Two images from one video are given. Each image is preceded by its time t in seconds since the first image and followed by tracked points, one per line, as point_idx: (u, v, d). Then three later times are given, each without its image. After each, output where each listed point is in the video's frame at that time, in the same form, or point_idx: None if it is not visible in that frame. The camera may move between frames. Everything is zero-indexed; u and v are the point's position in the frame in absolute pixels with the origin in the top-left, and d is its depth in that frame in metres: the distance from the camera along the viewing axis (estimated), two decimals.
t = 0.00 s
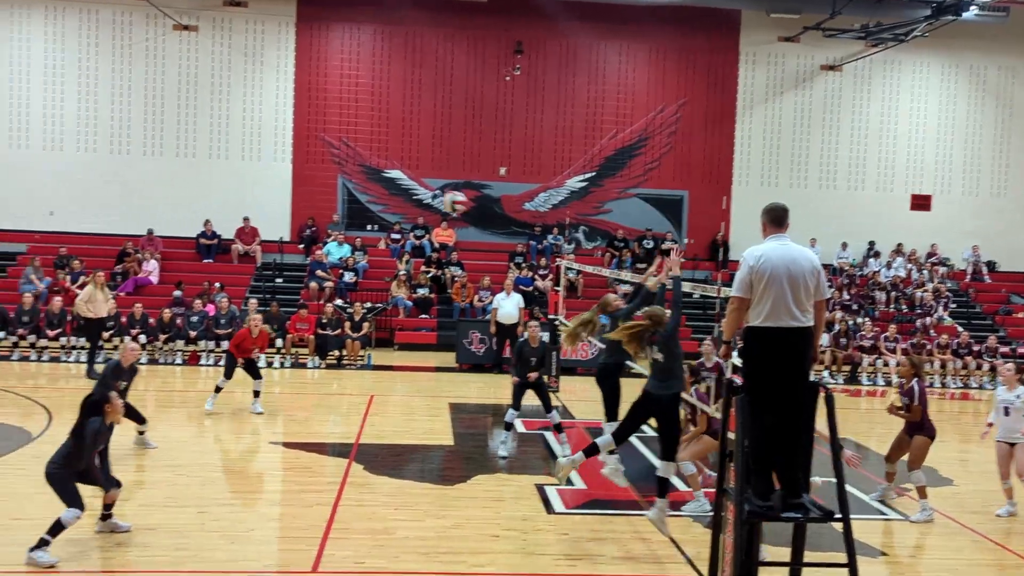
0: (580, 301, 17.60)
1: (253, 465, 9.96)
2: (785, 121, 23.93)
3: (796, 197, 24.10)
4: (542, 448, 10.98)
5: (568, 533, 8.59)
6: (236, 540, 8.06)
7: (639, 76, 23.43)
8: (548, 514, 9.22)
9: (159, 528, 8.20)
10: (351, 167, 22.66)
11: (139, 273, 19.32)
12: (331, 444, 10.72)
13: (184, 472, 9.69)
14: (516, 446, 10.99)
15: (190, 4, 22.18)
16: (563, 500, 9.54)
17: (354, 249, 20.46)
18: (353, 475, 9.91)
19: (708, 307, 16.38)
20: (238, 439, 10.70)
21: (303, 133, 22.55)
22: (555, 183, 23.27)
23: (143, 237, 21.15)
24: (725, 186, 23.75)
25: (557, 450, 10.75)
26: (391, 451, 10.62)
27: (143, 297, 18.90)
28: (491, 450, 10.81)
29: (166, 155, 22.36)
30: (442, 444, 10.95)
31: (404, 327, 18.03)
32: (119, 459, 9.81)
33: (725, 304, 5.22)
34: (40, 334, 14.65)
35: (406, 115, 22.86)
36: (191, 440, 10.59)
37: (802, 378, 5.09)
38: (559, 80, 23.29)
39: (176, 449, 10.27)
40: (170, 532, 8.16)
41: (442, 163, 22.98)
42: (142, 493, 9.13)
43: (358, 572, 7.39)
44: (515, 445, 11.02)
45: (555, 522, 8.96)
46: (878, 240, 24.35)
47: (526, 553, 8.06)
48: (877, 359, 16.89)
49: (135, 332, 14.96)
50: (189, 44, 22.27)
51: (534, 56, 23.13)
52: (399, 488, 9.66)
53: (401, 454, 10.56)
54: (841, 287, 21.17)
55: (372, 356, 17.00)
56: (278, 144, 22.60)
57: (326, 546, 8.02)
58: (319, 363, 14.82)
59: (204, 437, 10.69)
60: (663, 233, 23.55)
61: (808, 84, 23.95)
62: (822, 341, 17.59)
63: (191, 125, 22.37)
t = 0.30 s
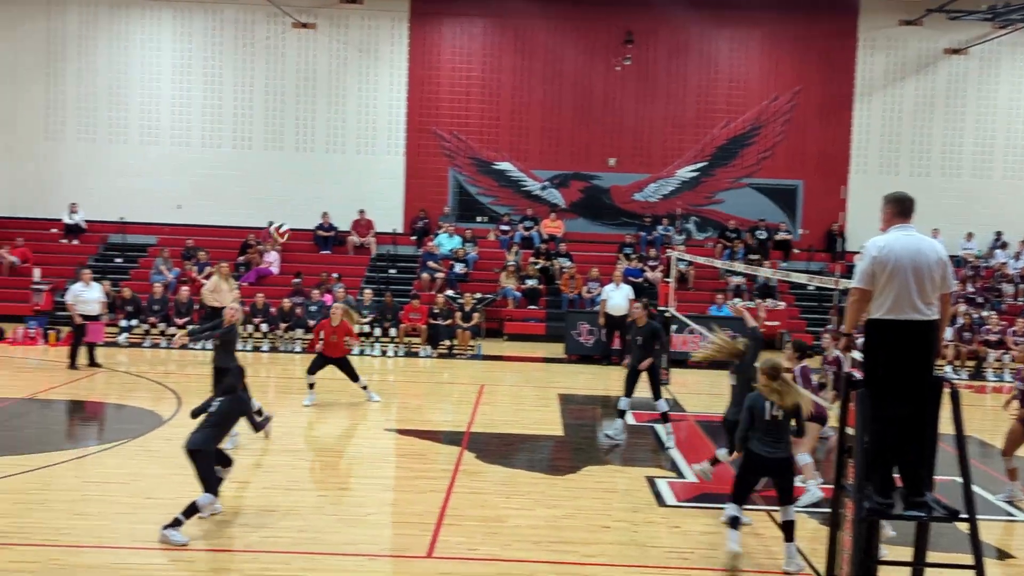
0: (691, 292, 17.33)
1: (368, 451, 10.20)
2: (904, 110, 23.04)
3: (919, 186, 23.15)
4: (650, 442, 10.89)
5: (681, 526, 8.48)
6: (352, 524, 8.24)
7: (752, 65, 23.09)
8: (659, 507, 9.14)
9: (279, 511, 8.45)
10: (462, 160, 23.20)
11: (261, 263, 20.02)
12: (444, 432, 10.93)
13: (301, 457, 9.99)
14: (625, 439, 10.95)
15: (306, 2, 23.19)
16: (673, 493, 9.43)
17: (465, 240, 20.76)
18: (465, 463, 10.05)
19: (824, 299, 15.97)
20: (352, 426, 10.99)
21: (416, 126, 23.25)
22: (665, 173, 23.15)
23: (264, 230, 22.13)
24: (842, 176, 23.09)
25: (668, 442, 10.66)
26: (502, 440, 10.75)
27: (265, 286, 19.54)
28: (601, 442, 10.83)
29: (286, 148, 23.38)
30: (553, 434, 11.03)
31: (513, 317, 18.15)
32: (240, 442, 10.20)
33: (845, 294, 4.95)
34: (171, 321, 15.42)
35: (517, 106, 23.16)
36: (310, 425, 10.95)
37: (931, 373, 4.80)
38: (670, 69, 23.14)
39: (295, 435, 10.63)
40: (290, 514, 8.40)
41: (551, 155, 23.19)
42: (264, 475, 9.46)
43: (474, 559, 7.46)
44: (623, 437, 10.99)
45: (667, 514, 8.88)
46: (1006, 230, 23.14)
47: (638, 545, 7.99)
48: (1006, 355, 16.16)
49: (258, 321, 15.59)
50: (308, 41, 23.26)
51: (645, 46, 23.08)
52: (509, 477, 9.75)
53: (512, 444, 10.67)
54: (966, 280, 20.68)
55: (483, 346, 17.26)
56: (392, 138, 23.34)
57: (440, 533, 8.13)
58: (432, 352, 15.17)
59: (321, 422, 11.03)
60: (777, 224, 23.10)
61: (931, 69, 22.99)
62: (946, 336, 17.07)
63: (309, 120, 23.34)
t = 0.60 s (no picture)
0: (800, 289, 16.92)
1: (473, 445, 10.33)
2: None
3: None
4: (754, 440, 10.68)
5: (790, 526, 8.30)
6: (460, 516, 8.32)
7: (864, 54, 22.43)
8: (766, 505, 8.99)
9: (387, 501, 8.59)
10: (565, 156, 23.29)
11: (369, 259, 20.45)
12: (547, 427, 10.99)
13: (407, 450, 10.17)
14: (730, 438, 10.79)
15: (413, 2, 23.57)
16: (782, 492, 9.23)
17: (568, 236, 20.76)
18: (570, 458, 10.07)
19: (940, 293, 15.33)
20: (456, 420, 11.13)
21: (520, 123, 23.41)
22: (773, 167, 22.74)
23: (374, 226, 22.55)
24: (960, 166, 22.21)
25: (776, 440, 10.51)
26: (606, 436, 10.75)
27: (373, 282, 20.07)
28: (707, 439, 10.74)
29: (391, 147, 23.90)
30: (658, 431, 10.98)
31: (616, 313, 18.27)
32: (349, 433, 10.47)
33: (965, 291, 4.40)
34: (286, 316, 15.89)
35: (621, 100, 23.12)
36: (416, 418, 11.16)
37: None
38: (777, 60, 22.68)
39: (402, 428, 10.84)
40: (398, 505, 8.53)
41: (655, 149, 23.07)
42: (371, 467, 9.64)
43: (584, 553, 7.44)
44: (728, 435, 10.84)
45: (775, 513, 8.71)
46: None
47: (746, 543, 7.85)
48: None
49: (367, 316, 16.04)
50: (414, 40, 23.61)
51: (752, 37, 22.69)
52: (613, 472, 9.73)
53: (616, 440, 10.66)
54: None
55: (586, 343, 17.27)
56: (496, 137, 23.58)
57: (545, 527, 8.15)
58: (535, 347, 15.30)
59: (427, 415, 11.23)
60: (890, 218, 22.41)
61: None
62: None
63: (415, 120, 23.77)
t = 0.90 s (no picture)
0: (836, 299, 16.78)
1: (507, 455, 10.33)
2: None
3: None
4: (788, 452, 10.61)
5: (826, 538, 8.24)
6: (494, 527, 8.32)
7: (900, 62, 22.27)
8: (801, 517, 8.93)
9: (421, 511, 8.61)
10: (598, 165, 23.32)
11: (403, 269, 20.61)
12: (581, 438, 10.97)
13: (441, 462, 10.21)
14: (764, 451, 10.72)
15: (447, 14, 23.69)
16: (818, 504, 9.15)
17: (601, 246, 20.84)
18: (604, 469, 10.04)
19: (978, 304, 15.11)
20: (490, 430, 11.15)
21: (553, 133, 23.48)
22: (808, 176, 22.65)
23: (408, 237, 22.65)
24: (999, 175, 21.98)
25: (810, 450, 10.45)
26: (640, 447, 10.73)
27: (406, 292, 20.17)
28: (742, 450, 10.69)
29: (425, 158, 24.03)
30: (692, 441, 10.95)
31: (650, 323, 18.23)
32: (382, 444, 10.50)
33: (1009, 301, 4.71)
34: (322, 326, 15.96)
35: (654, 110, 23.11)
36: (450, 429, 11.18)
37: None
38: (813, 69, 22.59)
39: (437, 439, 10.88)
40: (432, 515, 8.55)
41: (689, 159, 23.02)
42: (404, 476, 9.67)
43: (620, 566, 7.40)
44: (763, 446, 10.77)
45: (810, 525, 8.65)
46: None
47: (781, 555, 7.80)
48: None
49: (401, 326, 16.11)
50: (448, 52, 23.76)
51: (786, 45, 22.60)
52: (647, 483, 9.69)
53: (650, 450, 10.64)
54: None
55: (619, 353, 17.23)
56: (529, 147, 23.63)
57: (579, 538, 8.14)
58: (568, 357, 15.31)
59: (460, 424, 11.26)
60: (926, 228, 22.26)
61: None
62: None
63: (449, 130, 23.88)
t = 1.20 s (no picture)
0: (822, 317, 16.82)
1: (495, 476, 10.29)
2: None
3: None
4: (776, 470, 10.64)
5: (813, 558, 8.24)
6: (481, 548, 8.26)
7: (882, 82, 22.49)
8: (789, 536, 8.94)
9: (407, 532, 8.55)
10: (585, 185, 23.38)
11: (390, 288, 20.55)
12: (568, 458, 10.94)
13: (428, 483, 10.15)
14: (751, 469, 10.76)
15: (434, 34, 23.78)
16: (806, 524, 9.20)
17: (588, 265, 20.84)
18: (592, 489, 10.00)
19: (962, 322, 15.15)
20: (476, 451, 11.10)
21: (540, 152, 23.56)
22: (793, 195, 22.77)
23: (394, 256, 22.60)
24: (983, 195, 22.14)
25: (796, 469, 10.51)
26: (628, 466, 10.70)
27: (393, 311, 20.10)
28: (730, 469, 10.68)
29: (412, 178, 24.03)
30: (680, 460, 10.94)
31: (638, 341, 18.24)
32: (368, 465, 10.42)
33: (989, 320, 5.21)
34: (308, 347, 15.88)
35: (640, 130, 23.24)
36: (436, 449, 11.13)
37: None
38: (797, 88, 22.79)
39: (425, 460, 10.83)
40: (418, 536, 8.49)
41: (675, 179, 23.14)
42: (391, 496, 9.60)
43: None
44: (751, 465, 10.78)
45: (797, 545, 8.65)
46: None
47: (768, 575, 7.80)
48: None
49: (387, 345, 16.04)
50: (435, 72, 23.85)
51: (770, 66, 22.83)
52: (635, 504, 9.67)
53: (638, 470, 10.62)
54: None
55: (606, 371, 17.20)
56: (515, 166, 23.69)
57: (566, 558, 8.10)
58: (556, 376, 15.28)
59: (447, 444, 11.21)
60: (911, 245, 22.37)
61: None
62: None
63: (436, 150, 23.93)
